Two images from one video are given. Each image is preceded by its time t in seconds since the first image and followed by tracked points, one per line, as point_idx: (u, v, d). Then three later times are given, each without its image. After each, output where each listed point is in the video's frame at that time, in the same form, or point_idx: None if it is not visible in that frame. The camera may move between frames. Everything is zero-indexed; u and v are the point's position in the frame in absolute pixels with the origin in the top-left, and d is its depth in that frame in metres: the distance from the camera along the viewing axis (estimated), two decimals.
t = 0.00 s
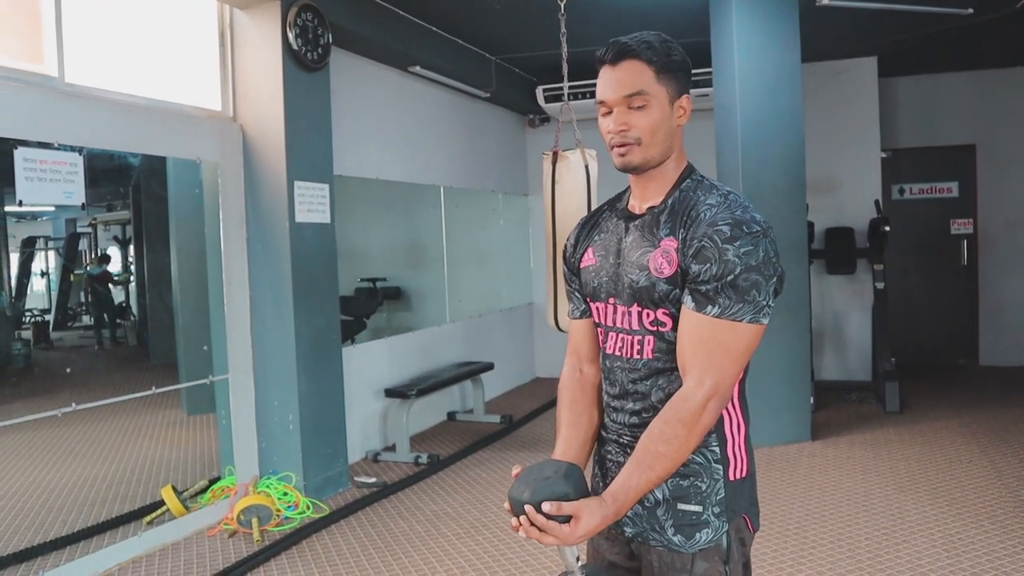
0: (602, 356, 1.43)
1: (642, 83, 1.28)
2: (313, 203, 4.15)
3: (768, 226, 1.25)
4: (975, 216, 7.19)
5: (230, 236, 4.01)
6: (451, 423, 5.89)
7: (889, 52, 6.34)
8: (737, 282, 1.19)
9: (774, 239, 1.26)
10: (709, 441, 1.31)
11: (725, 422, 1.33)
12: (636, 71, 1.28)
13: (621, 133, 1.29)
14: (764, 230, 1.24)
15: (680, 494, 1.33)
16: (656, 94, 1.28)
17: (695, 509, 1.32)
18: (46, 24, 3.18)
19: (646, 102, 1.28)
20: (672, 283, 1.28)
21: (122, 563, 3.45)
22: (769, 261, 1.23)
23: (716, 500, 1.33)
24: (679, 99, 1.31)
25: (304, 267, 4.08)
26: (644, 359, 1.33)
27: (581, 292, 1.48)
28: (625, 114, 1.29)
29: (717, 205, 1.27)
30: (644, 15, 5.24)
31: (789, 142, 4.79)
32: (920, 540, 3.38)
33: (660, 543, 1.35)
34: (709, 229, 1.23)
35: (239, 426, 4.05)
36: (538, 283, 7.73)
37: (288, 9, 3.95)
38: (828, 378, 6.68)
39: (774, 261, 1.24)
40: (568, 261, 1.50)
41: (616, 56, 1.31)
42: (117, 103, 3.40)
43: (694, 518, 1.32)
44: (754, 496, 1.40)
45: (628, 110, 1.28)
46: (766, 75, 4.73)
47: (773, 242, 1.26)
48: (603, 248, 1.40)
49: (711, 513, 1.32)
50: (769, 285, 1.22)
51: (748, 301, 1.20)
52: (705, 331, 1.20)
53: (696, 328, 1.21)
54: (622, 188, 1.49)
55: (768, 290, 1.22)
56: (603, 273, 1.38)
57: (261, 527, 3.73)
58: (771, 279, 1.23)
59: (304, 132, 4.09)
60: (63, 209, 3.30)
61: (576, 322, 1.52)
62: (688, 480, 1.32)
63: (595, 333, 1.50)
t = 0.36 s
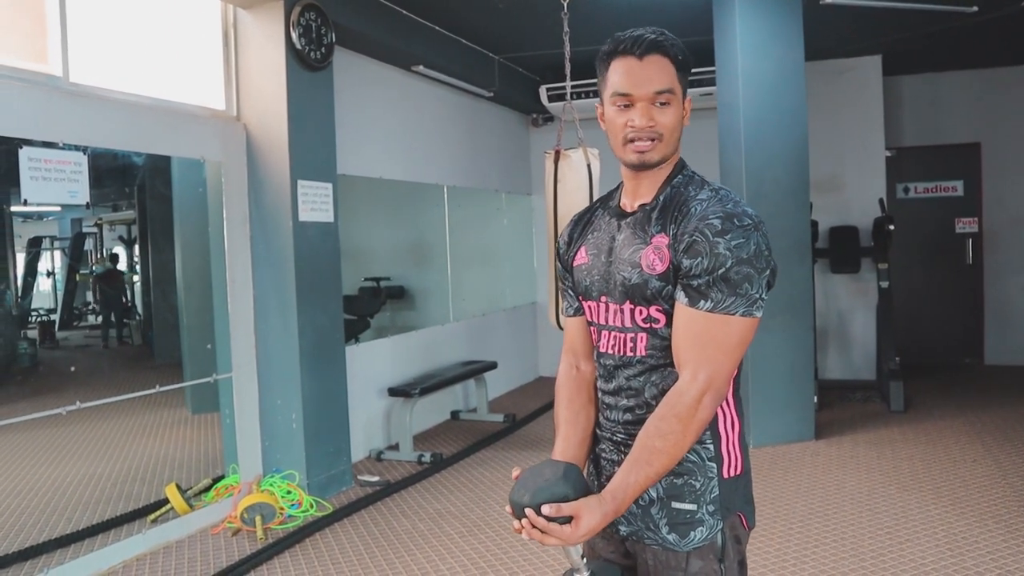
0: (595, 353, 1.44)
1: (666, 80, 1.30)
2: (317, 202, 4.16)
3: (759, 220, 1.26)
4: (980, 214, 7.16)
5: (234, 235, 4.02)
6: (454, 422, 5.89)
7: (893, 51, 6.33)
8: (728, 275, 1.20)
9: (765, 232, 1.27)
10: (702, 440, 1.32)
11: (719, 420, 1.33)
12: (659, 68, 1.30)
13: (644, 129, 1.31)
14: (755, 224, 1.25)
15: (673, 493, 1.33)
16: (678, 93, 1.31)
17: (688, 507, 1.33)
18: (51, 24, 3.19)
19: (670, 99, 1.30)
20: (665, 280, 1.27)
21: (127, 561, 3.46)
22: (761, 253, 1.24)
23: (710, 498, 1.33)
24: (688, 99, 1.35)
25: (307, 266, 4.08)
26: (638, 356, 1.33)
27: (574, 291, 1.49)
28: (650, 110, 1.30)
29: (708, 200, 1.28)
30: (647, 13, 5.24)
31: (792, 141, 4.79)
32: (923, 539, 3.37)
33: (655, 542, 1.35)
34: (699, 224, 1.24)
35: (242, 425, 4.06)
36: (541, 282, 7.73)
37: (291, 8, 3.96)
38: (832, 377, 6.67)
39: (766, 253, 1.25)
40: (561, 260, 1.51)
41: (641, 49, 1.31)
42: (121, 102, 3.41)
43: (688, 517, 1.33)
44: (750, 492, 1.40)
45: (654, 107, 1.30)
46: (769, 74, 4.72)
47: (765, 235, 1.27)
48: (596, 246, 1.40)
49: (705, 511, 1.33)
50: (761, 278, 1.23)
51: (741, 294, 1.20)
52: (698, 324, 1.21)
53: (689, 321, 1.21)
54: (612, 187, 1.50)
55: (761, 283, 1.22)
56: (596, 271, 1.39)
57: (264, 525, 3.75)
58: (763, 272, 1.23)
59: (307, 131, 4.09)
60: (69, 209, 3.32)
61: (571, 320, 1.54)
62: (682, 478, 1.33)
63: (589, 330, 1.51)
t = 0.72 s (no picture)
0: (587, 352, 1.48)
1: (676, 92, 1.30)
2: (317, 201, 4.16)
3: (738, 215, 1.27)
4: (981, 214, 7.16)
5: (234, 234, 4.03)
6: (454, 421, 5.89)
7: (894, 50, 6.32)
8: (698, 269, 1.21)
9: (745, 228, 1.27)
10: (691, 438, 1.32)
11: (708, 418, 1.32)
12: (671, 79, 1.29)
13: (652, 142, 1.31)
14: (732, 219, 1.26)
15: (665, 491, 1.33)
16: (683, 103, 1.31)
17: (680, 506, 1.32)
18: (52, 24, 3.19)
19: (677, 112, 1.30)
20: (644, 279, 1.31)
21: (127, 559, 3.47)
22: (736, 247, 1.24)
23: (701, 496, 1.33)
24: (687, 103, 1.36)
25: (307, 265, 4.09)
26: (623, 355, 1.36)
27: (565, 291, 1.52)
28: (662, 123, 1.30)
29: (686, 198, 1.31)
30: (647, 13, 5.24)
31: (792, 140, 4.79)
32: (923, 538, 3.37)
33: (647, 540, 1.35)
34: (674, 221, 1.27)
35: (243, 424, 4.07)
36: (542, 282, 7.73)
37: (291, 7, 3.96)
38: (832, 376, 6.67)
39: (743, 248, 1.25)
40: (552, 257, 1.55)
41: (650, 58, 1.28)
42: (121, 101, 3.42)
43: (679, 515, 1.32)
44: (745, 490, 1.40)
45: (663, 119, 1.30)
46: (769, 73, 4.72)
47: (744, 231, 1.27)
48: (584, 245, 1.44)
49: (696, 510, 1.32)
50: (735, 273, 1.23)
51: (710, 288, 1.20)
52: (665, 317, 1.22)
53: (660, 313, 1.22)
54: (601, 186, 1.54)
55: (735, 277, 1.22)
56: (583, 270, 1.42)
57: (264, 524, 3.76)
58: (738, 266, 1.24)
59: (307, 131, 4.10)
60: (70, 208, 3.33)
61: (565, 316, 1.56)
62: (673, 476, 1.33)
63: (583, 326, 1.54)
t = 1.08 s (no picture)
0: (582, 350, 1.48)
1: (662, 96, 1.29)
2: (316, 200, 4.17)
3: (731, 215, 1.28)
4: (980, 214, 7.16)
5: (234, 233, 4.03)
6: (454, 420, 5.90)
7: (893, 50, 6.33)
8: (689, 267, 1.22)
9: (739, 227, 1.28)
10: (678, 437, 1.32)
11: (696, 418, 1.33)
12: (657, 83, 1.29)
13: (640, 146, 1.31)
14: (725, 218, 1.27)
15: (651, 489, 1.35)
16: (671, 104, 1.31)
17: (665, 504, 1.34)
18: (51, 23, 3.20)
19: (665, 114, 1.30)
20: (636, 277, 1.31)
21: (126, 557, 3.47)
22: (728, 246, 1.25)
23: (686, 495, 1.34)
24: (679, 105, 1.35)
25: (307, 264, 4.09)
26: (615, 353, 1.37)
27: (562, 289, 1.53)
28: (647, 127, 1.30)
29: (680, 196, 1.32)
30: (647, 12, 5.24)
31: (792, 140, 4.79)
32: (921, 537, 3.38)
33: (633, 538, 1.37)
34: (667, 219, 1.28)
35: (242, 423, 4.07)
36: (541, 281, 7.73)
37: (291, 6, 3.96)
38: (831, 376, 6.67)
39: (735, 247, 1.26)
40: (551, 255, 1.56)
41: (635, 62, 1.28)
42: (121, 100, 3.42)
43: (665, 513, 1.34)
44: (735, 489, 1.41)
45: (650, 123, 1.30)
46: (769, 73, 4.72)
47: (737, 230, 1.28)
48: (579, 243, 1.45)
49: (682, 509, 1.34)
50: (727, 272, 1.24)
51: (701, 285, 1.21)
52: (656, 313, 1.23)
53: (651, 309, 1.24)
54: (598, 185, 1.54)
55: (726, 276, 1.23)
56: (578, 267, 1.43)
57: (263, 522, 3.76)
58: (729, 265, 1.25)
59: (307, 129, 4.10)
60: (69, 207, 3.33)
61: (562, 314, 1.57)
62: (659, 474, 1.34)
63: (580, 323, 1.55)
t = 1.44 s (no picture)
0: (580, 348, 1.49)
1: (657, 88, 1.30)
2: (315, 199, 4.16)
3: (729, 211, 1.28)
4: (979, 213, 7.16)
5: (232, 233, 4.03)
6: (453, 420, 5.89)
7: (892, 49, 6.33)
8: (688, 265, 1.22)
9: (737, 224, 1.28)
10: (678, 434, 1.32)
11: (697, 414, 1.33)
12: (651, 75, 1.29)
13: (634, 137, 1.31)
14: (722, 215, 1.27)
15: (651, 486, 1.35)
16: (666, 97, 1.31)
17: (665, 501, 1.34)
18: (49, 22, 3.19)
19: (659, 106, 1.31)
20: (635, 274, 1.32)
21: (125, 557, 3.47)
22: (727, 243, 1.25)
23: (686, 492, 1.34)
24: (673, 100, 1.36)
25: (306, 263, 4.08)
26: (614, 351, 1.37)
27: (559, 288, 1.53)
28: (642, 118, 1.30)
29: (678, 193, 1.32)
30: (646, 12, 5.24)
31: (791, 139, 4.79)
32: (921, 536, 3.38)
33: (633, 535, 1.37)
34: (665, 217, 1.28)
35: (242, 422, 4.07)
36: (541, 280, 7.73)
37: (290, 6, 3.96)
38: (831, 375, 6.67)
39: (733, 244, 1.27)
40: (548, 255, 1.56)
41: (631, 53, 1.29)
42: (119, 99, 3.42)
43: (665, 510, 1.34)
44: (734, 486, 1.41)
45: (644, 114, 1.30)
46: (768, 72, 4.72)
47: (735, 227, 1.28)
48: (577, 242, 1.45)
49: (682, 505, 1.34)
50: (726, 269, 1.24)
51: (701, 283, 1.21)
52: (657, 311, 1.23)
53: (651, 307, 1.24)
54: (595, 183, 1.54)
55: (725, 274, 1.24)
56: (576, 267, 1.43)
57: (262, 521, 3.76)
58: (728, 262, 1.25)
59: (306, 129, 4.10)
60: (67, 206, 3.33)
61: (560, 313, 1.57)
62: (659, 471, 1.34)
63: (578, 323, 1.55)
